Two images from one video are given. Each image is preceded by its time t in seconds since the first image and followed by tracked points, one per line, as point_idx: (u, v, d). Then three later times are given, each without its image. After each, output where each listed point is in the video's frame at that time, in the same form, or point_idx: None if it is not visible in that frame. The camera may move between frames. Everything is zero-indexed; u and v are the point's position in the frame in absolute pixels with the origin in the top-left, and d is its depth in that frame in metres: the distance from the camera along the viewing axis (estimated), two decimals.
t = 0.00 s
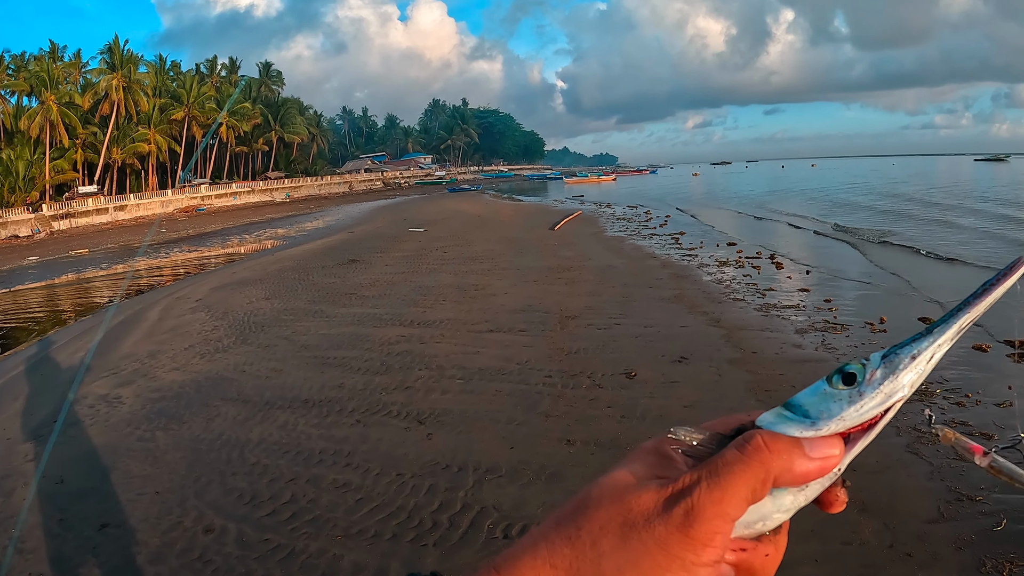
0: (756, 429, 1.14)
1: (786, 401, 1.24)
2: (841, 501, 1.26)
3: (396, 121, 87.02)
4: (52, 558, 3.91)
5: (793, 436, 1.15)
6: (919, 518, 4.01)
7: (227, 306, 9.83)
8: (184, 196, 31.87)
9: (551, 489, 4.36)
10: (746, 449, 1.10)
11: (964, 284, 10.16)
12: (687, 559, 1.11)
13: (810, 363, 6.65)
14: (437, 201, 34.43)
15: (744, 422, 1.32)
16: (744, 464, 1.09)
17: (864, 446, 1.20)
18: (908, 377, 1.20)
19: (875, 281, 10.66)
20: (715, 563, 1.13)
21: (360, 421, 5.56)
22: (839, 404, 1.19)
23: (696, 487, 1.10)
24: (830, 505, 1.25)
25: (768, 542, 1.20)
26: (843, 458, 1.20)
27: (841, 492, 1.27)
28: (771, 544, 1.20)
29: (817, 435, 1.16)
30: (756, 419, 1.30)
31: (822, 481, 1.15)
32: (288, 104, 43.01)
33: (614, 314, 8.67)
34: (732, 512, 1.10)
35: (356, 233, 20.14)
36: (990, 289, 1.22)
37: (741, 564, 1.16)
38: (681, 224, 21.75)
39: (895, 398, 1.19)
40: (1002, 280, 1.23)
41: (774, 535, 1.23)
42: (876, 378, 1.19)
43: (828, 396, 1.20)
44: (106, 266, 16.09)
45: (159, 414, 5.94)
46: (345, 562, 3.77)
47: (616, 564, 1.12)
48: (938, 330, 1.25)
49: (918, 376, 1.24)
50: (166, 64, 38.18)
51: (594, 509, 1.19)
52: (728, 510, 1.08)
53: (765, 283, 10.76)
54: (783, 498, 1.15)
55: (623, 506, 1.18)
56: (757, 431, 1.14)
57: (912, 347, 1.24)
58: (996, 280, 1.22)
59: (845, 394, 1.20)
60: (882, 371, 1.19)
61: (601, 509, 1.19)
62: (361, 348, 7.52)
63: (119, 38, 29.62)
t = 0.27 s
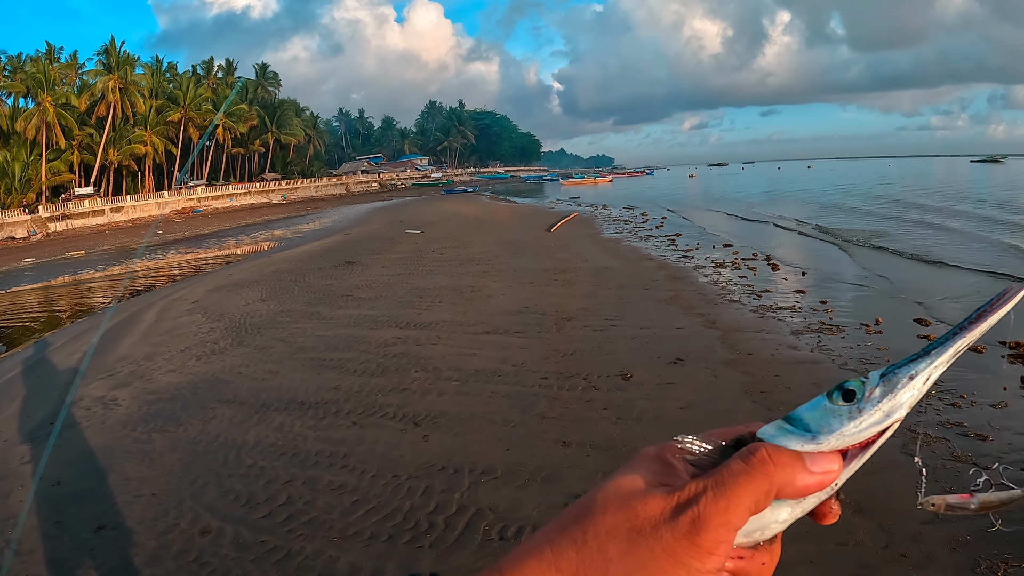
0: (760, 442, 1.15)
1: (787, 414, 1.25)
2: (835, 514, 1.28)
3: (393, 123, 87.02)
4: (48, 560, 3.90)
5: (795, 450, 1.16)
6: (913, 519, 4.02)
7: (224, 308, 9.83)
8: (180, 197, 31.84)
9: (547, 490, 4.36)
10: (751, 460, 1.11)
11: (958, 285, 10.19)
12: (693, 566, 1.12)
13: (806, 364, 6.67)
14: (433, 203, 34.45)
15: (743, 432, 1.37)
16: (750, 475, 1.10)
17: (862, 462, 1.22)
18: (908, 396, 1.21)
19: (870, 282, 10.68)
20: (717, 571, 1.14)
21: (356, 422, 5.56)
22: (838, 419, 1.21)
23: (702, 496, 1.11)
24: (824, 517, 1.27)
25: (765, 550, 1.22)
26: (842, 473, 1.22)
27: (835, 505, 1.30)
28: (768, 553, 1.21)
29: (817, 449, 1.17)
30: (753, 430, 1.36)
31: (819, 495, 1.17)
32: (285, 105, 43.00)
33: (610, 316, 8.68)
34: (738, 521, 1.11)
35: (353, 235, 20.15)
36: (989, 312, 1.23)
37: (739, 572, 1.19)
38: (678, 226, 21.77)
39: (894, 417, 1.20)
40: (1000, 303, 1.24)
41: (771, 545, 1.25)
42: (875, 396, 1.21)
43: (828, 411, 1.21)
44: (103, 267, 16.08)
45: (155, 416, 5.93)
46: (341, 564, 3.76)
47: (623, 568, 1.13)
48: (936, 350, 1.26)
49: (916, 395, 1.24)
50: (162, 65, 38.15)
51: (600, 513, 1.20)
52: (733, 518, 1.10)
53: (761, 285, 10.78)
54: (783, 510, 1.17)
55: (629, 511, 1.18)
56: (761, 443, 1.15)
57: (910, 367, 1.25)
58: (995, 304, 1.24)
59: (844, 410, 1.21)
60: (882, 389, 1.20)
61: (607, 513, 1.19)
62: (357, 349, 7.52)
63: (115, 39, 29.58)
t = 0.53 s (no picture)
0: (739, 446, 1.22)
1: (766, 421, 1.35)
2: (807, 514, 1.38)
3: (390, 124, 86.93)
4: (44, 562, 3.89)
5: (772, 456, 1.25)
6: (908, 520, 4.03)
7: (220, 310, 9.81)
8: (176, 199, 31.79)
9: (542, 492, 4.36)
10: (732, 464, 1.16)
11: (953, 287, 10.22)
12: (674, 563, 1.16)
13: (801, 366, 6.68)
14: (429, 205, 34.44)
15: (720, 435, 1.47)
16: (728, 477, 1.16)
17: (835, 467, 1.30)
18: (879, 407, 1.31)
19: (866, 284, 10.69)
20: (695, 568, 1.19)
21: (352, 425, 5.55)
22: (814, 427, 1.29)
23: (684, 496, 1.15)
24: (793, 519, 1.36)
25: (738, 548, 1.29)
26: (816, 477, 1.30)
27: (806, 506, 1.39)
28: (741, 551, 1.28)
29: (794, 455, 1.26)
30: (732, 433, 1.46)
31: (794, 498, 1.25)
32: (282, 107, 42.96)
33: (606, 318, 8.68)
34: (717, 521, 1.15)
35: (349, 237, 20.10)
36: (962, 326, 1.30)
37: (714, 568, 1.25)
38: (674, 228, 21.78)
39: (864, 426, 1.30)
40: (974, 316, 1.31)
41: (745, 542, 1.32)
42: (847, 406, 1.31)
43: (805, 419, 1.31)
44: (98, 269, 16.03)
45: (151, 418, 5.92)
46: (337, 566, 3.76)
47: (607, 566, 1.14)
48: (907, 364, 1.34)
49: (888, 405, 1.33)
50: (159, 67, 38.09)
51: (583, 511, 1.21)
52: (711, 518, 1.14)
53: (756, 286, 10.79)
54: (759, 511, 1.23)
55: (612, 510, 1.20)
56: (739, 448, 1.21)
57: (883, 378, 1.34)
58: (969, 318, 1.31)
59: (819, 418, 1.30)
60: (854, 400, 1.30)
61: (591, 510, 1.20)
62: (353, 352, 7.51)
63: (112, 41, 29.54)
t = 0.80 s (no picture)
0: (727, 451, 1.23)
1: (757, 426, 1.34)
2: (790, 521, 1.38)
3: (385, 125, 86.85)
4: (41, 564, 3.89)
5: (758, 462, 1.26)
6: (902, 520, 4.04)
7: (215, 312, 9.80)
8: (172, 201, 31.79)
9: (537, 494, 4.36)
10: (717, 467, 1.18)
11: (947, 288, 10.26)
12: (648, 557, 1.19)
13: (797, 367, 6.69)
14: (425, 206, 34.47)
15: (711, 434, 1.49)
16: (712, 480, 1.17)
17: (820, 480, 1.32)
18: (870, 424, 1.33)
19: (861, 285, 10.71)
20: (670, 563, 1.22)
21: (347, 426, 5.55)
22: (805, 439, 1.31)
23: (665, 493, 1.18)
24: (774, 524, 1.36)
25: (717, 547, 1.32)
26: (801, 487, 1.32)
27: (789, 513, 1.39)
28: (720, 550, 1.31)
29: (780, 463, 1.28)
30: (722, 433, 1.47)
31: (775, 506, 1.27)
32: (278, 108, 42.96)
33: (601, 319, 8.68)
34: (695, 521, 1.18)
35: (345, 238, 20.10)
36: (963, 354, 1.32)
37: (691, 564, 1.30)
38: (670, 229, 21.81)
39: (854, 442, 1.32)
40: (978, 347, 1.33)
41: (725, 542, 1.35)
42: (841, 420, 1.33)
43: (796, 429, 1.32)
44: (93, 271, 16.00)
45: (147, 420, 5.92)
46: (333, 567, 3.76)
47: (582, 553, 1.19)
48: (904, 385, 1.37)
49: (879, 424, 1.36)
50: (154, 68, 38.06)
51: (566, 498, 1.26)
52: (690, 518, 1.16)
53: (752, 288, 10.80)
54: (739, 514, 1.25)
55: (594, 499, 1.24)
56: (726, 451, 1.22)
57: (880, 397, 1.37)
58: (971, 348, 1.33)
59: (811, 430, 1.32)
60: (848, 414, 1.32)
61: (572, 497, 1.26)
62: (349, 353, 7.51)
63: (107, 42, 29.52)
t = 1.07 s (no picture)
0: (705, 429, 1.23)
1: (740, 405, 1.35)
2: (769, 502, 1.40)
3: (383, 126, 86.83)
4: (40, 564, 3.89)
5: (736, 443, 1.27)
6: (899, 519, 4.05)
7: (213, 313, 9.79)
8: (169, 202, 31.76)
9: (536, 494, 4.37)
10: (691, 446, 1.19)
11: (943, 288, 10.28)
12: (615, 532, 1.21)
13: (794, 367, 6.70)
14: (422, 207, 34.48)
15: (695, 409, 1.61)
16: (685, 459, 1.18)
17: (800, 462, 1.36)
18: (858, 411, 1.36)
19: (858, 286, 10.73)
20: (638, 539, 1.24)
21: (346, 427, 5.55)
22: (788, 422, 1.34)
23: (634, 470, 1.20)
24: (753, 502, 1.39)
25: (692, 524, 1.38)
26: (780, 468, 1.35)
27: (770, 495, 1.41)
28: (695, 527, 1.37)
29: (759, 445, 1.31)
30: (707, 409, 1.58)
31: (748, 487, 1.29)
32: (275, 109, 42.94)
33: (599, 320, 8.69)
34: (664, 498, 1.19)
35: (342, 240, 20.08)
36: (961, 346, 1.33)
37: (663, 539, 1.36)
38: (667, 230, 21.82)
39: (839, 427, 1.37)
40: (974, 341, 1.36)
41: (703, 521, 1.40)
42: (827, 404, 1.37)
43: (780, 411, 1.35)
44: (90, 272, 15.99)
45: (146, 421, 5.92)
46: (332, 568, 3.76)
47: (548, 523, 1.23)
48: (898, 373, 1.39)
49: (867, 410, 1.39)
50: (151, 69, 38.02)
51: (540, 469, 1.29)
52: (658, 496, 1.17)
53: (749, 288, 10.82)
54: (713, 494, 1.29)
55: (565, 472, 1.27)
56: (703, 430, 1.22)
57: (870, 384, 1.40)
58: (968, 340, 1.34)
59: (796, 412, 1.35)
60: (835, 400, 1.36)
61: (546, 468, 1.29)
62: (347, 355, 7.51)
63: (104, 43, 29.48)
